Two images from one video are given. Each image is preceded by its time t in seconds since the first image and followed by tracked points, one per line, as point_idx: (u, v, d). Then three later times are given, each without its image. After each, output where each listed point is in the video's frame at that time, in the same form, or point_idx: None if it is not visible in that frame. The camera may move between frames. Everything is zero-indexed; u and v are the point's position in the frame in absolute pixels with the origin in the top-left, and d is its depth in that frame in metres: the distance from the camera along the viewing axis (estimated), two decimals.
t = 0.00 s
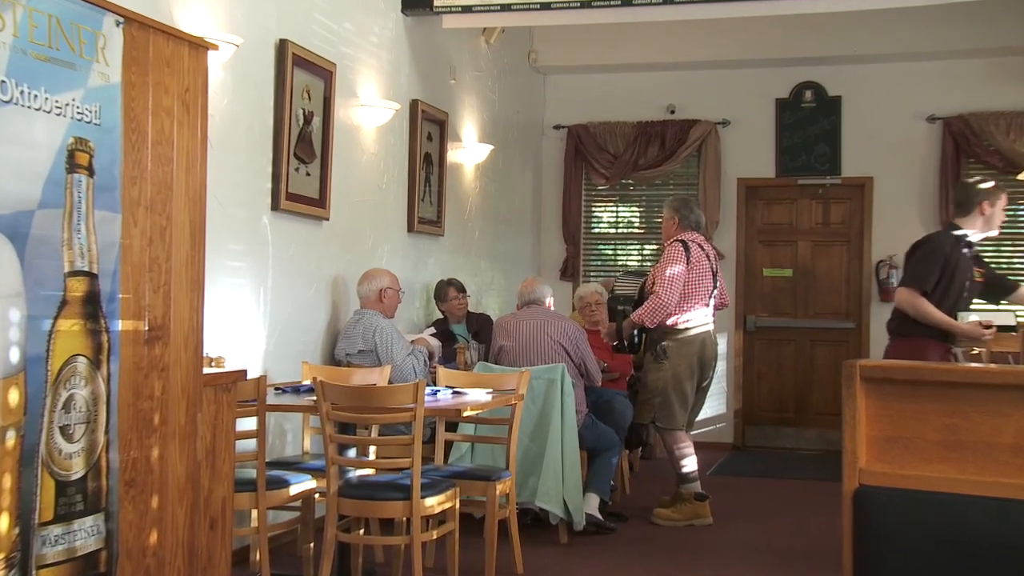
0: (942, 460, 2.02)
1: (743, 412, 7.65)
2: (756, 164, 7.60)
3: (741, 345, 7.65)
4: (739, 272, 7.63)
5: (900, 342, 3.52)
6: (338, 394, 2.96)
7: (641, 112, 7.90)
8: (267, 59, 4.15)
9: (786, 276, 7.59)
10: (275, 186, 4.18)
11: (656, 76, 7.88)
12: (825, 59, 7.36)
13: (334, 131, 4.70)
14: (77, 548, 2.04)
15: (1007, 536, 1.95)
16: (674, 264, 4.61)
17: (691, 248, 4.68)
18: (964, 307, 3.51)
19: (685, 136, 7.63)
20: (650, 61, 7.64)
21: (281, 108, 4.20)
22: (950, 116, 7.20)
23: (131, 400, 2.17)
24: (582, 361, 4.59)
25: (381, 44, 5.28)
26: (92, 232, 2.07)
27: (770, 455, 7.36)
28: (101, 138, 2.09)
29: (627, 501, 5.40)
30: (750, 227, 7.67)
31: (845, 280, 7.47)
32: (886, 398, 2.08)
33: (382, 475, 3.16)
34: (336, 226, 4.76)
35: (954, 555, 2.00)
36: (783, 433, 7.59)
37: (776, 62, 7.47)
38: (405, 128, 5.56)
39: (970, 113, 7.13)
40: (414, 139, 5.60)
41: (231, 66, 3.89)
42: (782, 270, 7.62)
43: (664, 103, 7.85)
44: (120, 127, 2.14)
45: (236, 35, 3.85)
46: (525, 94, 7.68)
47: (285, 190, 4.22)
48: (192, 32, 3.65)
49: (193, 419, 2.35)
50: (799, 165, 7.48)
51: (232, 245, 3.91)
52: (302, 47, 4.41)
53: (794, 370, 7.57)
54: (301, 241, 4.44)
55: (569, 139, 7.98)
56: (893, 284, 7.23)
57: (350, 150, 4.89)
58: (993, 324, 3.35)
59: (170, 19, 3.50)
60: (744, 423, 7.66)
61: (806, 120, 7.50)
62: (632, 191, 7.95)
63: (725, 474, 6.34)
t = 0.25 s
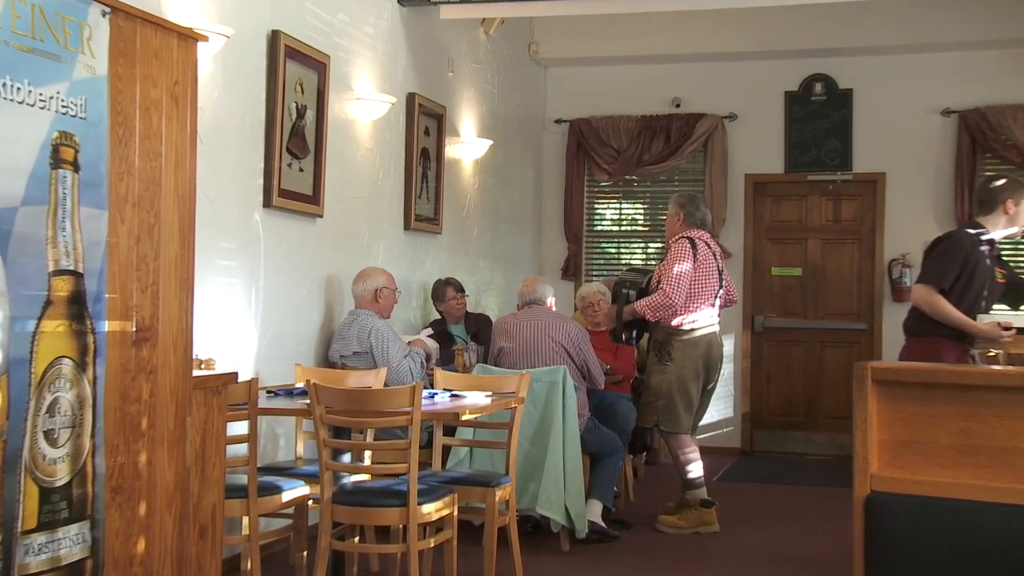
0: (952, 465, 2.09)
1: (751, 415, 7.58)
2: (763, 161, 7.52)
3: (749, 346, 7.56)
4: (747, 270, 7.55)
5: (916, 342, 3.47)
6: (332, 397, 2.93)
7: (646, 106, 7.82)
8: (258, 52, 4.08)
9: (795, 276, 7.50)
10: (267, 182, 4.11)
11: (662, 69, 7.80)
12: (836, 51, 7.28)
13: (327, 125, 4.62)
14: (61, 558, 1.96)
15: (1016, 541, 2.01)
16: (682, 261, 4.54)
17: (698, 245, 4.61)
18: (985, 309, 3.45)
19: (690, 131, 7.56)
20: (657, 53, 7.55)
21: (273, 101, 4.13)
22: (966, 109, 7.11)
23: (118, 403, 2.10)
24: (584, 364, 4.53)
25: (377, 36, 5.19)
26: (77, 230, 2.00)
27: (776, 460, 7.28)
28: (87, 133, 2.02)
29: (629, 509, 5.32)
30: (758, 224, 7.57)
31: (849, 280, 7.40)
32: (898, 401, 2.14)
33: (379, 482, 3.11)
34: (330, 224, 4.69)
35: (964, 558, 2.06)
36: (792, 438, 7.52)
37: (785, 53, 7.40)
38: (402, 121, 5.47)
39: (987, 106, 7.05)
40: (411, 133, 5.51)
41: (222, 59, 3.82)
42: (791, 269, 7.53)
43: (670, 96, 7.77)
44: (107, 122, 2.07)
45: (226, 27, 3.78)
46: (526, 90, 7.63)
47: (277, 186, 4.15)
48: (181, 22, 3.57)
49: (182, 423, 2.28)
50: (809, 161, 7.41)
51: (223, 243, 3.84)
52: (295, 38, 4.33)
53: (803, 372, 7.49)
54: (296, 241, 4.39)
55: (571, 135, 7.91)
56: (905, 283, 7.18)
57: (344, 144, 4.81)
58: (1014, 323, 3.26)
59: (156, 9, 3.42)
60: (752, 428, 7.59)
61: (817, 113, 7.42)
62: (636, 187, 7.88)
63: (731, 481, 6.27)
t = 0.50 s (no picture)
0: (966, 471, 2.06)
1: (759, 419, 7.50)
2: (772, 156, 7.45)
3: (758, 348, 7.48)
4: (755, 270, 7.47)
5: (931, 345, 3.46)
6: (325, 401, 2.88)
7: (651, 101, 7.75)
8: (250, 44, 4.01)
9: (805, 275, 7.43)
10: (259, 178, 4.04)
11: (666, 61, 7.74)
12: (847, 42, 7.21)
13: (321, 119, 4.55)
14: (44, 568, 1.88)
15: None
16: (684, 260, 4.46)
17: (700, 242, 4.54)
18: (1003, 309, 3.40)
19: (697, 125, 7.48)
20: (665, 45, 7.47)
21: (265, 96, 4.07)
22: (982, 103, 7.02)
23: (104, 408, 2.03)
24: (586, 365, 4.45)
25: (373, 27, 5.10)
26: (62, 228, 1.93)
27: (783, 466, 7.20)
28: (71, 128, 1.94)
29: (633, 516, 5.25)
30: (767, 221, 7.51)
31: (853, 279, 7.34)
32: (912, 404, 2.11)
33: (374, 488, 3.05)
34: (324, 221, 4.62)
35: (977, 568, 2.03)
36: (802, 443, 7.43)
37: (793, 45, 7.33)
38: (398, 116, 5.40)
39: (1006, 99, 6.95)
40: (408, 128, 5.43)
41: (212, 51, 3.75)
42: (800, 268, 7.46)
43: (675, 90, 7.70)
44: (92, 116, 2.00)
45: (216, 18, 3.70)
46: (526, 82, 7.55)
47: (269, 182, 4.08)
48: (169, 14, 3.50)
49: (172, 428, 2.20)
50: (819, 156, 7.33)
51: (213, 241, 3.77)
52: (287, 29, 4.26)
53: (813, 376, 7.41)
54: (289, 240, 4.32)
55: (573, 129, 7.84)
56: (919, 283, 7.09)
57: (337, 138, 4.74)
58: None
59: None
60: (760, 432, 7.50)
61: (827, 107, 7.33)
62: (641, 183, 7.81)
63: (738, 487, 6.20)
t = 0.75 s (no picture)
0: (981, 477, 1.99)
1: (768, 424, 7.43)
2: (785, 151, 7.38)
3: (766, 349, 7.41)
4: (763, 269, 7.40)
5: (941, 347, 3.39)
6: (319, 405, 2.84)
7: (657, 94, 7.67)
8: (241, 36, 3.94)
9: (815, 274, 7.35)
10: (250, 174, 3.97)
11: (670, 53, 7.67)
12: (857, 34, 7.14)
13: (314, 113, 4.48)
14: None
15: None
16: (687, 260, 4.39)
17: (705, 239, 4.47)
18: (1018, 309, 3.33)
19: (703, 120, 7.41)
20: (671, 37, 7.39)
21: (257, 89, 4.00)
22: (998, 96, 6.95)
23: (90, 412, 1.96)
24: (589, 368, 4.38)
25: (368, 19, 5.03)
26: (46, 225, 1.86)
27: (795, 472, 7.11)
28: (55, 121, 1.87)
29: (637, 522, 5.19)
30: (775, 219, 7.44)
31: (857, 279, 7.28)
32: (925, 408, 2.04)
33: (369, 495, 3.01)
34: (318, 218, 4.55)
35: None
36: (817, 449, 7.36)
37: (797, 37, 7.26)
38: (394, 111, 5.33)
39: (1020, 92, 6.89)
40: (404, 122, 5.36)
41: (201, 42, 3.68)
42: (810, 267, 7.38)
43: (681, 83, 7.62)
44: (77, 110, 1.93)
45: (207, 9, 3.63)
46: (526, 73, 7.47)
47: (261, 179, 4.01)
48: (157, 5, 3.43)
49: (160, 432, 2.13)
50: (830, 151, 7.26)
51: (203, 239, 3.70)
52: (279, 21, 4.19)
53: (824, 379, 7.34)
54: (282, 237, 4.26)
55: (574, 124, 7.75)
56: (933, 283, 7.02)
57: (331, 133, 4.67)
58: None
59: None
60: (768, 437, 7.44)
61: (840, 100, 7.26)
62: (646, 179, 7.74)
63: (745, 494, 6.13)
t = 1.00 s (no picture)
0: (996, 484, 1.92)
1: (776, 428, 7.37)
2: (794, 147, 7.31)
3: (776, 352, 7.34)
4: (772, 269, 7.33)
5: (948, 350, 3.40)
6: (313, 409, 2.79)
7: (664, 87, 7.60)
8: (232, 27, 3.87)
9: (826, 274, 7.28)
10: (241, 170, 3.91)
11: (672, 44, 7.61)
12: (865, 25, 7.07)
13: (307, 106, 4.41)
14: None
15: None
16: (692, 260, 4.32)
17: (710, 236, 4.40)
18: None
19: (709, 114, 7.35)
20: (674, 27, 7.34)
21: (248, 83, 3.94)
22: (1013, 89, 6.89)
23: (76, 416, 1.89)
24: (591, 370, 4.31)
25: (363, 10, 4.96)
26: (30, 223, 1.79)
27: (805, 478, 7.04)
28: (39, 116, 1.81)
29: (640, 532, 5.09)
30: (784, 217, 7.36)
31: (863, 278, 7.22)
32: (939, 411, 1.97)
33: (363, 502, 2.96)
34: (311, 216, 4.49)
35: None
36: (827, 453, 7.29)
37: (801, 28, 7.21)
38: (390, 104, 5.26)
39: None
40: (400, 117, 5.29)
41: (190, 34, 3.62)
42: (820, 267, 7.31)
43: (687, 76, 7.55)
44: (61, 104, 1.87)
45: None
46: (526, 66, 7.39)
47: (253, 176, 3.94)
48: None
49: (148, 437, 2.06)
50: (841, 146, 7.19)
51: (193, 238, 3.64)
52: (272, 12, 4.13)
53: (834, 382, 7.26)
54: (273, 235, 4.19)
55: (578, 118, 7.70)
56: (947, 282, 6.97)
57: (324, 127, 4.61)
58: None
59: None
60: (777, 442, 7.37)
61: (851, 93, 7.19)
62: (650, 175, 7.67)
63: (752, 500, 6.06)
